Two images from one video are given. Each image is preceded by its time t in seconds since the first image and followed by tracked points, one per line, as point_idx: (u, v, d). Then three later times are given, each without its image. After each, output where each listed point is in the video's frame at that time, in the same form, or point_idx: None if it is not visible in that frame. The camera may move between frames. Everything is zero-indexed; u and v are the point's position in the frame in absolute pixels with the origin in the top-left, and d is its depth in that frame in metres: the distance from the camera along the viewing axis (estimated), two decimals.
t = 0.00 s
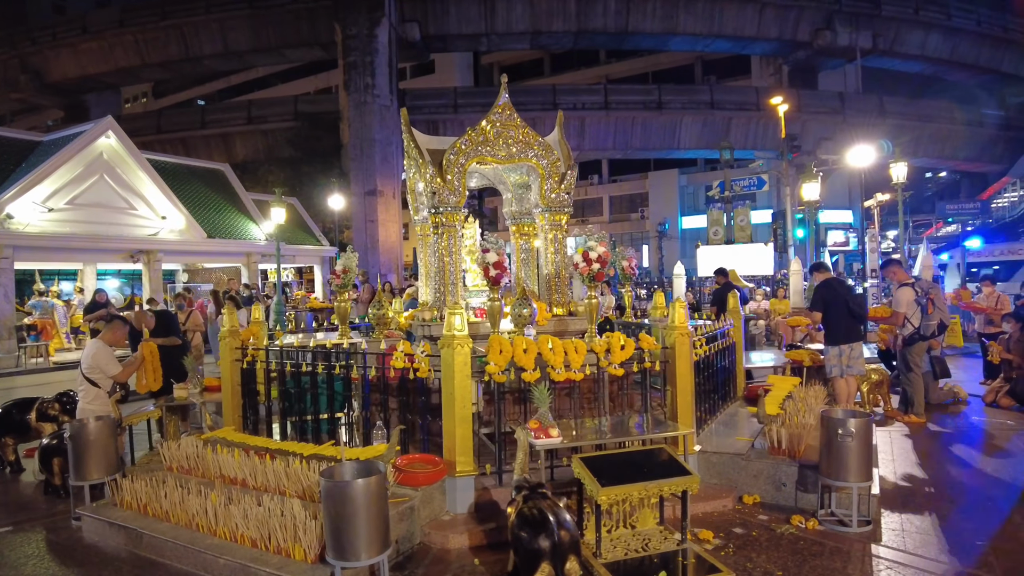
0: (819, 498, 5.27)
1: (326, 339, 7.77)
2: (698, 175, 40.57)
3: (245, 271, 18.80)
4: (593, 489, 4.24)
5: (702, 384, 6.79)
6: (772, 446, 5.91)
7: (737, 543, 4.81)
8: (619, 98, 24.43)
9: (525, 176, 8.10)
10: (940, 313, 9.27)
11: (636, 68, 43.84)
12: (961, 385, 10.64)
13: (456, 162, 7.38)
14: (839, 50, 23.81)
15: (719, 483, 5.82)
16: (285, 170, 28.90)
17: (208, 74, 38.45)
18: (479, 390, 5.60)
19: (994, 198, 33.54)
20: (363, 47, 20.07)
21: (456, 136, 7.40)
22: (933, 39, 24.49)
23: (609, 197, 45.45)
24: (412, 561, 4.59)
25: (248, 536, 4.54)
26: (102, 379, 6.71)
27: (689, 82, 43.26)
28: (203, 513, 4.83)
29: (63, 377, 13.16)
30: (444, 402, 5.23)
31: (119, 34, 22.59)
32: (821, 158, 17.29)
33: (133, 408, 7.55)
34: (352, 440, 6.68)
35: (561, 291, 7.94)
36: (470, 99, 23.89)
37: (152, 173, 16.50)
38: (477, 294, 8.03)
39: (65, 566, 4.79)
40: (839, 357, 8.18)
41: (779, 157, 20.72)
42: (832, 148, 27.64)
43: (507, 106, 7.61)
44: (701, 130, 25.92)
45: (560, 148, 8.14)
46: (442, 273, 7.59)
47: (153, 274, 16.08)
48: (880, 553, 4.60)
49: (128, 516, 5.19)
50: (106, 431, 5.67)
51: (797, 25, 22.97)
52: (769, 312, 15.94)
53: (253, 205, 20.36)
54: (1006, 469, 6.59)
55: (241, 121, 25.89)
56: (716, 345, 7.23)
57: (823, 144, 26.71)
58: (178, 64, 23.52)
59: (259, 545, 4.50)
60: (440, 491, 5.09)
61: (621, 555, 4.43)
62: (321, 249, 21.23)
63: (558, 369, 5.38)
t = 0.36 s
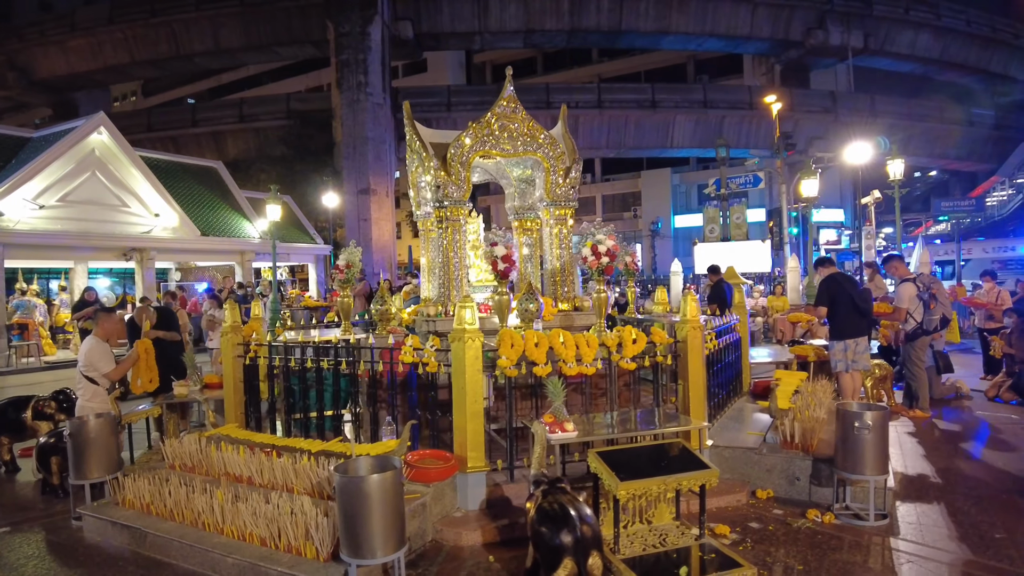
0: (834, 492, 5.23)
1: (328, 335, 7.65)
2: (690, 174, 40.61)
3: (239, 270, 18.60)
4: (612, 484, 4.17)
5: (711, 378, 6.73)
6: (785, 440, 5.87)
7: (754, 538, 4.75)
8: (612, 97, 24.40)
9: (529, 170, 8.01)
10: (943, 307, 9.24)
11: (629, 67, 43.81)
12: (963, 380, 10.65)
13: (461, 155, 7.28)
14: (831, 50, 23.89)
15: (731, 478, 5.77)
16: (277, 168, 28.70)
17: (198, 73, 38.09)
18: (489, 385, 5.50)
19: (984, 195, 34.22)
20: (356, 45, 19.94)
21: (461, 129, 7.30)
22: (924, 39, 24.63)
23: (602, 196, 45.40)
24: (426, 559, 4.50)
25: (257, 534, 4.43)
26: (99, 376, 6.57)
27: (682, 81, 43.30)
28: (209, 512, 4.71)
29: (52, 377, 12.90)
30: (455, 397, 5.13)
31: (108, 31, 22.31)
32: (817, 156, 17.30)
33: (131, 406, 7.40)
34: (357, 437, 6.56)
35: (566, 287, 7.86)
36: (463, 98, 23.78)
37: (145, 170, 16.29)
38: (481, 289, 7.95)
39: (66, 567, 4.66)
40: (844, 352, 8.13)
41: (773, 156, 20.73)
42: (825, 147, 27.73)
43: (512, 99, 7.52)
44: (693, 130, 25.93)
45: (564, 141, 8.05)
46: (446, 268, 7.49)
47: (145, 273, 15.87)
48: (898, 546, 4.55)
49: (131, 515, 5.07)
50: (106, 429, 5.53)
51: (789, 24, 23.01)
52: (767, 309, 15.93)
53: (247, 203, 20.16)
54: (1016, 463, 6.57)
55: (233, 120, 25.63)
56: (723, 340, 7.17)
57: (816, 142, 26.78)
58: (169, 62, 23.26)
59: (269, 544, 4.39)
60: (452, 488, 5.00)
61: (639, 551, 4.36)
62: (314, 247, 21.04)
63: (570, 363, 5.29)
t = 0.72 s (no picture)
0: (855, 488, 5.15)
1: (331, 332, 7.47)
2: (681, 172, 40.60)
3: (231, 267, 18.35)
4: (639, 482, 4.07)
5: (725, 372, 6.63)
6: (802, 435, 5.78)
7: (779, 535, 4.66)
8: (604, 95, 24.30)
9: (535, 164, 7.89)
10: (946, 301, 9.25)
11: (620, 64, 43.70)
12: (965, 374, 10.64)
13: (468, 148, 7.15)
14: (822, 48, 23.92)
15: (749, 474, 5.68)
16: (266, 165, 28.36)
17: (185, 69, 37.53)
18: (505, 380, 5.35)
19: (972, 191, 34.54)
20: (347, 41, 19.71)
21: (468, 121, 7.16)
22: (912, 38, 24.76)
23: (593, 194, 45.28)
24: (445, 560, 4.37)
25: (270, 536, 4.27)
26: (97, 373, 6.41)
27: (672, 79, 43.27)
28: (218, 513, 4.55)
29: (41, 377, 12.50)
30: (470, 391, 5.01)
31: (93, 27, 21.84)
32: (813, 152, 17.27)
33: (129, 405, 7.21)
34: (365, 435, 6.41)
35: (574, 282, 7.73)
36: (454, 95, 23.59)
37: (136, 166, 16.04)
38: (488, 284, 7.81)
39: (70, 573, 4.47)
40: (852, 347, 8.04)
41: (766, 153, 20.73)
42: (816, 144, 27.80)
43: (519, 90, 7.37)
44: (685, 127, 25.92)
45: (571, 134, 7.92)
46: (453, 262, 7.34)
47: (136, 270, 15.60)
48: (926, 541, 4.48)
49: (135, 517, 4.89)
50: (107, 428, 5.34)
51: (780, 22, 23.01)
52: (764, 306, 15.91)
53: (239, 200, 19.91)
54: None
55: (222, 116, 25.26)
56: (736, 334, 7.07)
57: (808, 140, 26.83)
58: (155, 58, 22.85)
59: (283, 546, 4.23)
60: (468, 486, 4.87)
61: (666, 550, 4.26)
62: (307, 244, 20.79)
63: (587, 358, 5.16)
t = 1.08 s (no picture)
0: (864, 487, 5.13)
1: (330, 333, 7.35)
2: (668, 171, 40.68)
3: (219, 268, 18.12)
4: (654, 485, 4.01)
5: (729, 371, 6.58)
6: (809, 435, 5.75)
7: (792, 536, 4.61)
8: (592, 94, 24.26)
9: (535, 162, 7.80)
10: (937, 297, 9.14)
11: (607, 64, 43.74)
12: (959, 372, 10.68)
13: (468, 147, 7.08)
14: (808, 48, 24.06)
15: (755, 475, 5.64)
16: (254, 165, 28.00)
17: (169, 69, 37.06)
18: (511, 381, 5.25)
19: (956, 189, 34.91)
20: (335, 40, 19.54)
21: (467, 119, 7.08)
22: (897, 38, 24.99)
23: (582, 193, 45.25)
24: (455, 566, 4.27)
25: (276, 544, 4.16)
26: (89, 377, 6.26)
27: (659, 79, 43.39)
28: (220, 521, 4.42)
29: (26, 381, 12.25)
30: (478, 393, 4.91)
31: (73, 25, 21.39)
32: (803, 151, 17.32)
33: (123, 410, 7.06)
34: (367, 438, 6.30)
35: (575, 282, 7.65)
36: (442, 94, 23.45)
37: (123, 166, 15.79)
38: (488, 283, 7.72)
39: None
40: (853, 345, 7.99)
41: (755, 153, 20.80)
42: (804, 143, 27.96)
43: (520, 88, 7.29)
44: (673, 126, 25.96)
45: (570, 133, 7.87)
46: (454, 263, 7.25)
47: (123, 271, 15.34)
48: (936, 541, 4.46)
49: (132, 527, 4.75)
50: (102, 434, 5.20)
51: (767, 22, 23.10)
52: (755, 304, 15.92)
53: (228, 200, 19.67)
54: None
55: (207, 116, 24.92)
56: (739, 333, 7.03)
57: (795, 139, 26.97)
58: (139, 57, 22.45)
59: (289, 555, 4.12)
60: (476, 491, 4.77)
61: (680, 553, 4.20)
62: (296, 244, 20.57)
63: (595, 358, 5.07)
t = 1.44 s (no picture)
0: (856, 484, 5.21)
1: (319, 336, 7.26)
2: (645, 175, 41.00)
3: (196, 272, 17.84)
4: (657, 484, 4.03)
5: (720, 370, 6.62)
6: (800, 433, 5.83)
7: (789, 532, 4.66)
8: (571, 98, 24.36)
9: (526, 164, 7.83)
10: (908, 295, 9.03)
11: (584, 68, 43.98)
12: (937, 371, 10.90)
13: (460, 149, 7.07)
14: (783, 54, 24.45)
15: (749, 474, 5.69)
16: (230, 168, 27.58)
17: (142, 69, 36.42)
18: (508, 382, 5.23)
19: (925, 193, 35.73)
20: (313, 42, 19.38)
21: (459, 120, 7.07)
22: (867, 45, 25.55)
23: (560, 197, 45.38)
24: (456, 568, 4.24)
25: (275, 549, 4.08)
26: (69, 381, 6.11)
27: (636, 83, 43.77)
28: (216, 528, 4.33)
29: None
30: (476, 394, 4.89)
31: (43, 23, 20.68)
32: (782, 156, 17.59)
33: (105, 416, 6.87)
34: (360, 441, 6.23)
35: (565, 284, 7.65)
36: (421, 97, 23.36)
37: (98, 168, 15.51)
38: (478, 286, 7.72)
39: None
40: (842, 345, 8.10)
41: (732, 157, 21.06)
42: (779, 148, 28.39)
43: (511, 90, 7.30)
44: (651, 131, 26.18)
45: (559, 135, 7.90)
46: (446, 265, 7.23)
47: (98, 275, 15.05)
48: (929, 535, 4.54)
49: (122, 535, 4.63)
50: (88, 440, 5.06)
51: (742, 29, 23.43)
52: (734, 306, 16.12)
53: (205, 203, 19.38)
54: (1006, 448, 6.75)
55: (182, 117, 24.52)
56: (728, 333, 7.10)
57: (770, 144, 27.38)
58: (111, 57, 21.97)
59: (289, 560, 4.05)
60: (474, 492, 4.73)
61: (682, 552, 4.22)
62: (275, 247, 20.30)
63: (592, 359, 5.06)
